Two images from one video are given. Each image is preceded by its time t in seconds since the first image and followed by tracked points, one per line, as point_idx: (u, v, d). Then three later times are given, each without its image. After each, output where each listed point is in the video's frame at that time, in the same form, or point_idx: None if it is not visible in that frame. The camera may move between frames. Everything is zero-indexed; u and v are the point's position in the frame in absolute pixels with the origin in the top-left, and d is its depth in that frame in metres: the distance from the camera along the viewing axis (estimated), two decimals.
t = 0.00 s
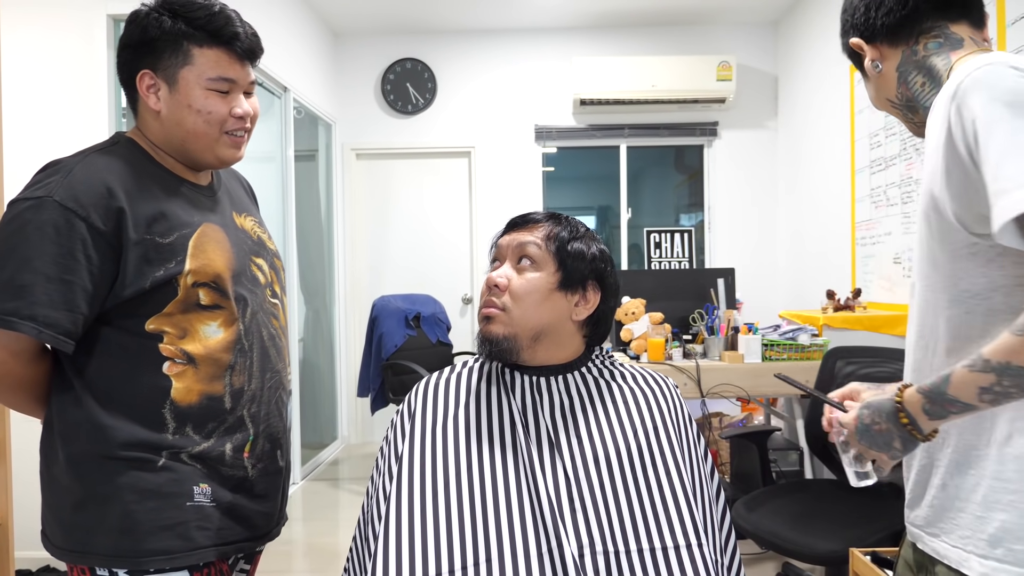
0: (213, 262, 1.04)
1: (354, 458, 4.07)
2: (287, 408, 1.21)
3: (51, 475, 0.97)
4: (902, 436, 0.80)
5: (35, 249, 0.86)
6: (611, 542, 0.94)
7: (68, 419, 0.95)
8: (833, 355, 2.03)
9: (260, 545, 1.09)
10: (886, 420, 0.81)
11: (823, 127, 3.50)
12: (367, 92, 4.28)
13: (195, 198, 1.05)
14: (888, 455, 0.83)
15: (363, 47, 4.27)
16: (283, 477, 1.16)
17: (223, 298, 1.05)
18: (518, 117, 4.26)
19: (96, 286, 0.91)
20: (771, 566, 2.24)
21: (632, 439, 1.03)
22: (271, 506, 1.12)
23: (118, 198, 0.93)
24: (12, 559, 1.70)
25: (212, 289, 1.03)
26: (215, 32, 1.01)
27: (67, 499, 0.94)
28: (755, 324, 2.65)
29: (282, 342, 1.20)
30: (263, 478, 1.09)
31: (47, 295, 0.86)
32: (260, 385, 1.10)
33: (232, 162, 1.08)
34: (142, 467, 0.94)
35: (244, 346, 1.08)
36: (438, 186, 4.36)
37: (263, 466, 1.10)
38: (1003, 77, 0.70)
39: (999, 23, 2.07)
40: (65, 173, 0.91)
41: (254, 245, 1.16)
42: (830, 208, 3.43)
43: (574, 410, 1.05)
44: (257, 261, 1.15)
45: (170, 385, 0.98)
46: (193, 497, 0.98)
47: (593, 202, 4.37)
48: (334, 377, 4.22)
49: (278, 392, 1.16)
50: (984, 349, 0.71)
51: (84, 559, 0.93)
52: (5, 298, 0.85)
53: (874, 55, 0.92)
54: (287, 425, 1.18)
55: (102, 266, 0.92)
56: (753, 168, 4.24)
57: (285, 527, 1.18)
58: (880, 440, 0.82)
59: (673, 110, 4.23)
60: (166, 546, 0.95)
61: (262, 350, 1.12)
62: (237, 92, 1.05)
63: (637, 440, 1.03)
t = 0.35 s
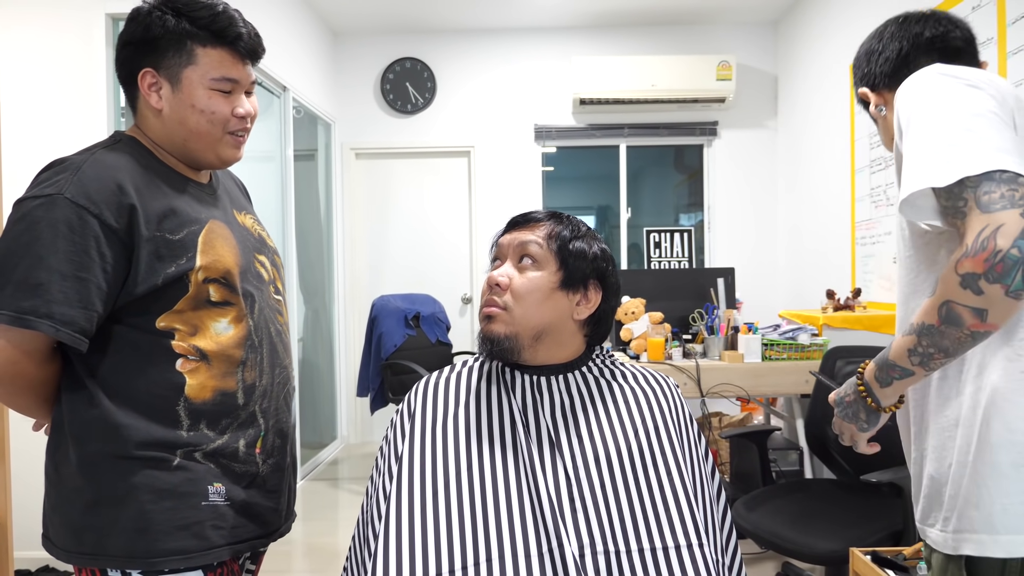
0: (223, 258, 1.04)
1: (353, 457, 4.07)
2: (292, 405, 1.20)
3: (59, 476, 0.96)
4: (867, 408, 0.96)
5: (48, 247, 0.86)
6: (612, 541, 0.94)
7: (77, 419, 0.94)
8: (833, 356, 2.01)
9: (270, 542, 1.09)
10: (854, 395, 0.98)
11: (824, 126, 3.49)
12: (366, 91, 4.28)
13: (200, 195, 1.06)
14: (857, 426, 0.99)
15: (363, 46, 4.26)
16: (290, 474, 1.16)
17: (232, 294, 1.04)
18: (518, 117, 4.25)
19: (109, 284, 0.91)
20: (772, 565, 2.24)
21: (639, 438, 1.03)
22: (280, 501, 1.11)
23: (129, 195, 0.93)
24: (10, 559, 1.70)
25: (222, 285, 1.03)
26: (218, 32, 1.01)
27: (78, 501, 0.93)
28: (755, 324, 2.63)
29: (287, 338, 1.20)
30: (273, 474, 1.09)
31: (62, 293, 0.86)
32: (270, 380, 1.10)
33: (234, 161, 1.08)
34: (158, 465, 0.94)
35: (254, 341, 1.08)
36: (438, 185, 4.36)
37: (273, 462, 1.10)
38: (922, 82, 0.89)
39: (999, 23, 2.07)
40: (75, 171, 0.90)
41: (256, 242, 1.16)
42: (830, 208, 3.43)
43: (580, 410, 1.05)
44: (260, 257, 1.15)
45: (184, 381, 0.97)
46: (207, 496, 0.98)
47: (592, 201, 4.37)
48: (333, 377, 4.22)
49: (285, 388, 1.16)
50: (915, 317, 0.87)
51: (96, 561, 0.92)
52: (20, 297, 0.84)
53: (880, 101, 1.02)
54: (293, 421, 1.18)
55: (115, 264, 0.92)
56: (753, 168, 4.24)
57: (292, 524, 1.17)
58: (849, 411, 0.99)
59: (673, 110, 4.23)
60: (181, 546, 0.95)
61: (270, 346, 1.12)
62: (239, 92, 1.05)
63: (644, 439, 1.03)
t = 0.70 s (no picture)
0: (223, 258, 1.03)
1: (352, 457, 4.07)
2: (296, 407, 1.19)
3: (60, 477, 0.96)
4: (880, 405, 1.13)
5: (45, 249, 0.85)
6: (612, 540, 0.93)
7: (77, 419, 0.94)
8: (833, 356, 2.01)
9: (273, 544, 1.08)
10: (868, 399, 1.15)
11: (823, 125, 3.49)
12: (365, 91, 4.27)
13: (203, 197, 1.05)
14: (878, 428, 1.14)
15: (362, 45, 4.25)
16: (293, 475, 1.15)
17: (234, 294, 1.04)
18: (518, 116, 4.25)
19: (107, 285, 0.91)
20: (771, 565, 2.24)
21: (641, 438, 1.02)
22: (283, 503, 1.10)
23: (126, 196, 0.93)
24: (9, 560, 1.70)
25: (223, 286, 1.02)
26: (223, 35, 1.00)
27: (79, 501, 0.93)
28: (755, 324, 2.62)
29: (291, 338, 1.19)
30: (277, 475, 1.09)
31: (59, 295, 0.86)
32: (273, 381, 1.09)
33: (235, 164, 1.07)
34: (158, 466, 0.94)
35: (256, 341, 1.07)
36: (437, 185, 4.36)
37: (276, 463, 1.09)
38: (869, 144, 1.15)
39: (1000, 22, 2.06)
40: (73, 172, 0.90)
41: (259, 242, 1.15)
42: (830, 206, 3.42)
43: (583, 410, 1.05)
44: (263, 257, 1.14)
45: (184, 382, 0.97)
46: (209, 496, 0.98)
47: (592, 201, 4.37)
48: (332, 377, 4.21)
49: (289, 388, 1.15)
50: (908, 295, 1.05)
51: (98, 561, 0.92)
52: (17, 299, 0.84)
53: (843, 198, 1.27)
54: (298, 422, 1.17)
55: (113, 265, 0.92)
56: (752, 167, 4.24)
57: (296, 526, 1.17)
58: (868, 416, 1.15)
59: (672, 109, 4.22)
60: (183, 546, 0.94)
61: (273, 346, 1.11)
62: (243, 96, 1.04)
63: (645, 440, 1.02)
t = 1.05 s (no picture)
0: (219, 257, 1.03)
1: (352, 457, 4.06)
2: (298, 407, 1.19)
3: (60, 474, 0.97)
4: (879, 389, 1.14)
5: (37, 248, 0.86)
6: (613, 539, 0.93)
7: (75, 417, 0.94)
8: (832, 355, 2.02)
9: (271, 544, 1.08)
10: (866, 385, 1.16)
11: (822, 125, 3.49)
12: (364, 90, 4.27)
13: (205, 198, 1.05)
14: (876, 412, 1.16)
15: (361, 45, 4.25)
16: (293, 476, 1.14)
17: (230, 294, 1.03)
18: (517, 116, 4.25)
19: (99, 284, 0.91)
20: (770, 564, 2.24)
21: (640, 439, 1.02)
22: (282, 505, 1.10)
23: (119, 195, 0.93)
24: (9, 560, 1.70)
25: (218, 285, 1.02)
26: (224, 36, 0.99)
27: (77, 498, 0.94)
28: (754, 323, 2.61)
29: (292, 338, 1.18)
30: (275, 476, 1.08)
31: (49, 294, 0.86)
32: (271, 381, 1.09)
33: (236, 166, 1.07)
34: (152, 465, 0.94)
35: (253, 342, 1.06)
36: (437, 184, 4.35)
37: (274, 464, 1.08)
38: (862, 150, 1.19)
39: (999, 21, 2.06)
40: (67, 171, 0.91)
41: (261, 241, 1.15)
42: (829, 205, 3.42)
43: (581, 410, 1.04)
44: (265, 257, 1.14)
45: (178, 381, 0.97)
46: (201, 496, 0.97)
47: (591, 200, 4.37)
48: (332, 377, 4.21)
49: (290, 389, 1.14)
50: (904, 282, 1.07)
51: (93, 559, 0.93)
52: (8, 298, 0.85)
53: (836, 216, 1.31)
54: (298, 423, 1.16)
55: (105, 265, 0.92)
56: (752, 167, 4.24)
57: (296, 527, 1.16)
58: (866, 401, 1.17)
59: (671, 109, 4.22)
60: (175, 545, 0.94)
61: (271, 346, 1.10)
62: (244, 98, 1.03)
63: (644, 440, 1.02)
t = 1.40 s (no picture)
0: (215, 256, 1.02)
1: (351, 456, 4.06)
2: (297, 407, 1.18)
3: (59, 470, 0.97)
4: (887, 391, 1.14)
5: (31, 247, 0.86)
6: (612, 540, 0.94)
7: (72, 415, 0.95)
8: (830, 354, 2.02)
9: (269, 543, 1.08)
10: (875, 387, 1.17)
11: (821, 124, 3.49)
12: (364, 90, 4.27)
13: (204, 199, 1.05)
14: (886, 413, 1.16)
15: (360, 44, 4.25)
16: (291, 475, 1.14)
17: (226, 293, 1.03)
18: (515, 115, 4.25)
19: (94, 282, 0.91)
20: (768, 563, 2.24)
21: (638, 439, 1.02)
22: (280, 505, 1.10)
23: (114, 195, 0.93)
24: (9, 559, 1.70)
25: (214, 284, 1.02)
26: (215, 45, 0.97)
27: (75, 494, 0.94)
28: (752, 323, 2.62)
29: (292, 337, 1.18)
30: (272, 475, 1.08)
31: (43, 291, 0.86)
32: (267, 380, 1.08)
33: (222, 172, 1.06)
34: (147, 463, 0.94)
35: (249, 340, 1.06)
36: (436, 183, 4.35)
37: (272, 464, 1.08)
38: (863, 149, 1.19)
39: (998, 21, 2.07)
40: (62, 171, 0.91)
41: (261, 241, 1.15)
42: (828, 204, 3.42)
43: (581, 410, 1.04)
44: (264, 256, 1.14)
45: (173, 379, 0.97)
46: (196, 493, 0.97)
47: (590, 200, 4.37)
48: (331, 376, 4.21)
49: (288, 389, 1.14)
50: (913, 283, 1.07)
51: (90, 555, 0.93)
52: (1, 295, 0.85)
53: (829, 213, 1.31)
54: (297, 422, 1.16)
55: (99, 263, 0.92)
56: (751, 166, 4.24)
57: (295, 526, 1.16)
58: (875, 402, 1.17)
59: (670, 108, 4.23)
60: (169, 542, 0.94)
61: (269, 345, 1.10)
62: (233, 106, 1.02)
63: (643, 440, 1.02)
